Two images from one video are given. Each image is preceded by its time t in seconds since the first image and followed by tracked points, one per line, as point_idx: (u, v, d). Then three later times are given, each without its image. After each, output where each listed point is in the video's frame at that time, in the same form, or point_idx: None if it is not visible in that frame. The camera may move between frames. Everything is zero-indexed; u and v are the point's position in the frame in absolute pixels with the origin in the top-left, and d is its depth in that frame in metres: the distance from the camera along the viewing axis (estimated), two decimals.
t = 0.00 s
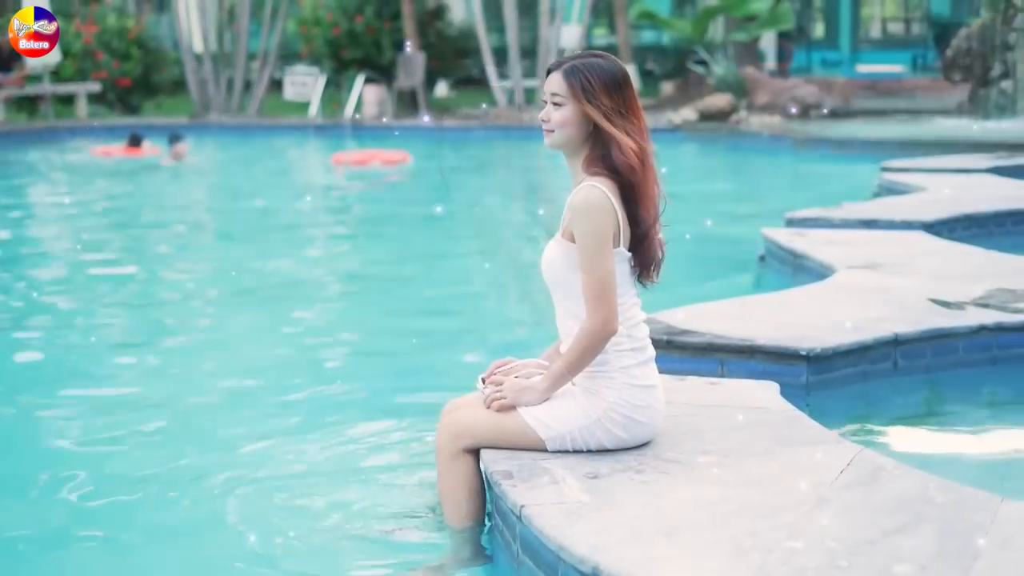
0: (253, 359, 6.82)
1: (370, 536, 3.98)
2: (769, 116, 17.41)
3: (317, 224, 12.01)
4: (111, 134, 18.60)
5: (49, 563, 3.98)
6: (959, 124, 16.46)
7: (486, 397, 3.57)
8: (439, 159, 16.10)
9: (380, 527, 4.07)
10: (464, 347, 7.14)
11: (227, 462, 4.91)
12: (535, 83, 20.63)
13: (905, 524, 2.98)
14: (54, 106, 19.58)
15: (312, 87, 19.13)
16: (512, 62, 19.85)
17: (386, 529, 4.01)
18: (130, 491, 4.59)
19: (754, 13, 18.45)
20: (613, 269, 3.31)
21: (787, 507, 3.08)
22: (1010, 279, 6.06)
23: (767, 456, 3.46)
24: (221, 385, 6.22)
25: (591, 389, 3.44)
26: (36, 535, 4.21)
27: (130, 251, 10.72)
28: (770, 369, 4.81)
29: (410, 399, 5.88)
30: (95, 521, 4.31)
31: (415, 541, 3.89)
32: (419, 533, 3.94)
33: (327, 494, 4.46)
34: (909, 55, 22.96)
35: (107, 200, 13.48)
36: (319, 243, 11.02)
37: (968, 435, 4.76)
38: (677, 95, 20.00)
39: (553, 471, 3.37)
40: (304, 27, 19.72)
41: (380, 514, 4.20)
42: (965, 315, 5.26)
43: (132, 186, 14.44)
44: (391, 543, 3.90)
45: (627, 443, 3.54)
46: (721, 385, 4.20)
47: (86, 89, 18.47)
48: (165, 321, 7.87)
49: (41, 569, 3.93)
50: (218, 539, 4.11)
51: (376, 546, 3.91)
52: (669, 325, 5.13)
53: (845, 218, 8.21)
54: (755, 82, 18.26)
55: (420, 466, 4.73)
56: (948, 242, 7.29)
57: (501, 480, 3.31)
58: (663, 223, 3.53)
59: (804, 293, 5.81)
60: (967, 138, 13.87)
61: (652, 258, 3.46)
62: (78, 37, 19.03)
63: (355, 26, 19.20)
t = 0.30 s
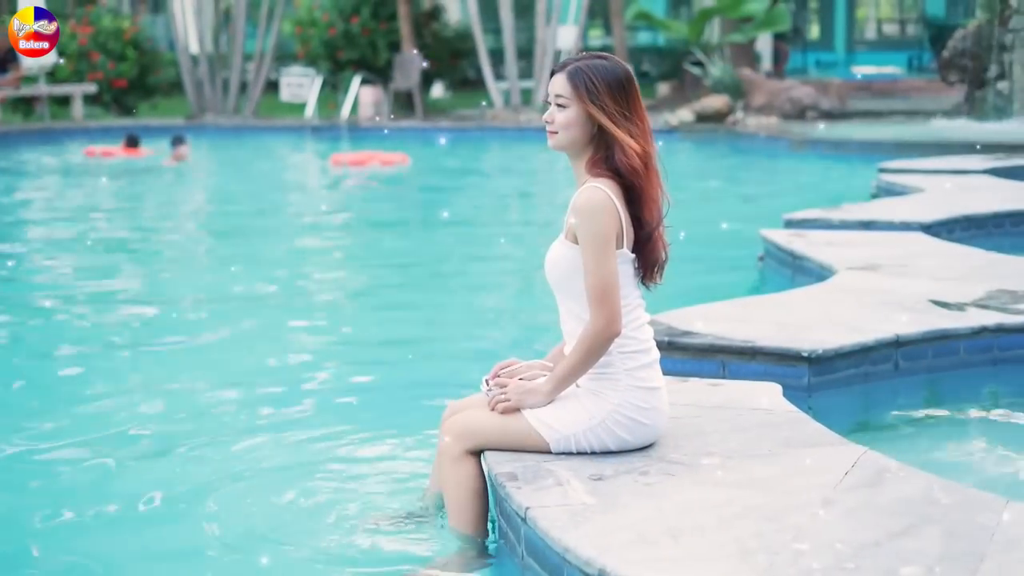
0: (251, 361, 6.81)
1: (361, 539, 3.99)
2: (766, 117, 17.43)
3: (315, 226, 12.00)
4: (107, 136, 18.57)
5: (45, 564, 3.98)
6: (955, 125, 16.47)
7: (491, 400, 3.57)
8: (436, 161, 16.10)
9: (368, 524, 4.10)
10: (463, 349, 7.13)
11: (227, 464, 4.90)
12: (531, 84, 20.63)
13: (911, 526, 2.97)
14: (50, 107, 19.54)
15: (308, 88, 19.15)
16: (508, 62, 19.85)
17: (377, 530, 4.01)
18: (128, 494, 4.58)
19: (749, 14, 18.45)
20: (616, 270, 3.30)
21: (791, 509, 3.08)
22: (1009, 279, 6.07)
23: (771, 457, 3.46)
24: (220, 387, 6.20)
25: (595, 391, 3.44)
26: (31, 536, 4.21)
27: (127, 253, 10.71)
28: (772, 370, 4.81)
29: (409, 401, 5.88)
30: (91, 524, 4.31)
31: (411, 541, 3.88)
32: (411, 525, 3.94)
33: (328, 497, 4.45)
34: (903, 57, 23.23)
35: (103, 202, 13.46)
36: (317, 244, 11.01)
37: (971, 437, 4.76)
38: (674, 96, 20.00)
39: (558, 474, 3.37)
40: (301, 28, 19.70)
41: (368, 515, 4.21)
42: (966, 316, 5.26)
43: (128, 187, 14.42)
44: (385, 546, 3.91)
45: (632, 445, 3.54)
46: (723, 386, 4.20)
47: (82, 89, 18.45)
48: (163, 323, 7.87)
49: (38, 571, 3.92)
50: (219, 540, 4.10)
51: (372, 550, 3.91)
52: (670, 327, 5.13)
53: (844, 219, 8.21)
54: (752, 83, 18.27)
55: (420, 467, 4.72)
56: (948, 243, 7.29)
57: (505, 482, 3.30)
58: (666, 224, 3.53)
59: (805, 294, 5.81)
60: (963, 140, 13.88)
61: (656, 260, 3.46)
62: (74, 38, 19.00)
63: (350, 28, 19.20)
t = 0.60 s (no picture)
0: (253, 360, 6.80)
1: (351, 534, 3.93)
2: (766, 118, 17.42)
3: (316, 226, 12.00)
4: (107, 136, 18.55)
5: (46, 564, 3.97)
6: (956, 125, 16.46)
7: (498, 400, 3.57)
8: (437, 162, 16.09)
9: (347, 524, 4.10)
10: (467, 349, 7.12)
11: (231, 465, 4.89)
12: (532, 84, 20.63)
13: (920, 526, 2.97)
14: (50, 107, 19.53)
15: (308, 88, 19.16)
16: (508, 62, 19.83)
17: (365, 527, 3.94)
18: (129, 496, 4.57)
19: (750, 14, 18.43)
20: (625, 270, 3.30)
21: (800, 509, 3.07)
22: (1014, 279, 6.06)
23: (780, 457, 3.45)
24: (223, 387, 6.20)
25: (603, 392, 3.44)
26: (27, 537, 4.20)
27: (128, 253, 10.70)
28: (778, 370, 4.80)
29: (412, 402, 5.87)
30: (90, 524, 4.29)
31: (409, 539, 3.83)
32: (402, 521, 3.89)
33: (332, 498, 4.44)
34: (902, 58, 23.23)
35: (104, 202, 13.46)
36: (318, 244, 11.01)
37: (977, 438, 4.75)
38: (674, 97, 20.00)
39: (566, 474, 3.36)
40: (301, 28, 19.67)
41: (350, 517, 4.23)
42: (971, 316, 5.25)
43: (128, 188, 14.42)
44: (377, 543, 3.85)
45: (640, 445, 3.53)
46: (729, 386, 4.19)
47: (83, 89, 18.44)
48: (165, 324, 7.86)
49: (37, 572, 3.91)
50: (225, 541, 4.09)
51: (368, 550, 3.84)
52: (675, 327, 5.13)
53: (847, 219, 8.20)
54: (752, 83, 18.26)
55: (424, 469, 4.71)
56: (951, 243, 7.29)
57: (513, 483, 3.30)
58: (674, 223, 3.53)
59: (809, 294, 5.80)
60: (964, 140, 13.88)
61: (664, 260, 3.46)
62: (74, 39, 18.98)
63: (350, 28, 19.16)
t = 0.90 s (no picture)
0: (256, 360, 6.80)
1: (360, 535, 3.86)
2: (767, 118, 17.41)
3: (317, 226, 11.99)
4: (108, 137, 18.55)
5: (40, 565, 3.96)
6: (957, 126, 16.44)
7: (506, 400, 3.57)
8: (439, 163, 16.09)
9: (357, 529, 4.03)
10: (472, 349, 7.11)
11: (232, 466, 4.88)
12: (533, 84, 20.61)
13: (929, 528, 2.96)
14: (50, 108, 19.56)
15: (309, 89, 19.16)
16: (509, 62, 19.82)
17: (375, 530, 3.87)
18: (128, 497, 4.57)
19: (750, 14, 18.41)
20: (632, 269, 3.30)
21: (809, 510, 3.07)
22: (1017, 280, 6.05)
23: (787, 458, 3.45)
24: (227, 387, 6.19)
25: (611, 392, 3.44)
26: (23, 539, 4.20)
27: (129, 253, 10.70)
28: (783, 371, 4.79)
29: (416, 402, 5.87)
30: (87, 526, 4.29)
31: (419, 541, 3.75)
32: (413, 523, 3.82)
33: (337, 499, 4.44)
34: (902, 58, 23.27)
35: (105, 202, 13.45)
36: (320, 245, 11.00)
37: (982, 439, 4.75)
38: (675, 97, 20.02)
39: (573, 474, 3.36)
40: (301, 29, 19.68)
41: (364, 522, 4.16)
42: (976, 316, 5.24)
43: (129, 188, 14.41)
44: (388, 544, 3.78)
45: (647, 446, 3.52)
46: (735, 386, 4.19)
47: (83, 90, 18.44)
48: (167, 324, 7.85)
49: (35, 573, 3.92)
50: (225, 542, 4.08)
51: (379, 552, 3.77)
52: (679, 328, 5.12)
53: (849, 220, 8.20)
54: (752, 83, 18.26)
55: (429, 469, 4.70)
56: (954, 243, 7.29)
57: (521, 483, 3.30)
58: (682, 223, 3.52)
59: (813, 295, 5.80)
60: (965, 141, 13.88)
61: (672, 260, 3.46)
62: (74, 39, 18.98)
63: (350, 29, 19.18)
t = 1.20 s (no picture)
0: (257, 362, 6.78)
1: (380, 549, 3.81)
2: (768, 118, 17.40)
3: (320, 227, 11.98)
4: (108, 137, 18.53)
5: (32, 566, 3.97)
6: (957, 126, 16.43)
7: (513, 401, 3.57)
8: (441, 163, 16.08)
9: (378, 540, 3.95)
10: (477, 350, 7.09)
11: (236, 467, 4.88)
12: (534, 84, 20.59)
13: (939, 529, 2.95)
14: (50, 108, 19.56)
15: (309, 89, 19.13)
16: (510, 62, 19.80)
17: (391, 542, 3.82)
18: (128, 497, 4.57)
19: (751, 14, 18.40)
20: (640, 270, 3.29)
21: (818, 510, 3.06)
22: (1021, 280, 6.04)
23: (795, 459, 3.44)
24: (231, 388, 6.18)
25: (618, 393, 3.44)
26: (17, 540, 4.20)
27: (130, 254, 10.69)
28: (788, 371, 4.79)
29: (419, 403, 5.86)
30: (84, 527, 4.30)
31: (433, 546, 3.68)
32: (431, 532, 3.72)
33: (341, 501, 4.44)
34: (902, 57, 23.25)
35: (106, 203, 13.44)
36: (320, 246, 10.99)
37: (988, 438, 4.74)
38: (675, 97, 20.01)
39: (581, 475, 3.35)
40: (301, 30, 19.67)
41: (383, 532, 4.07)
42: (981, 317, 5.24)
43: (130, 189, 14.41)
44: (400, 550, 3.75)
45: (654, 446, 3.52)
46: (741, 387, 4.17)
47: (83, 91, 18.43)
48: (168, 325, 7.84)
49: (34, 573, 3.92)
50: (230, 543, 4.08)
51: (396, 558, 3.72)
52: (684, 328, 5.12)
53: (852, 220, 8.19)
54: (753, 83, 18.26)
55: (433, 471, 4.69)
56: (957, 243, 7.28)
57: (529, 484, 3.29)
58: (689, 223, 3.52)
59: (818, 295, 5.79)
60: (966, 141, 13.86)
61: (679, 260, 3.46)
62: (74, 40, 18.97)
63: (350, 29, 19.18)
